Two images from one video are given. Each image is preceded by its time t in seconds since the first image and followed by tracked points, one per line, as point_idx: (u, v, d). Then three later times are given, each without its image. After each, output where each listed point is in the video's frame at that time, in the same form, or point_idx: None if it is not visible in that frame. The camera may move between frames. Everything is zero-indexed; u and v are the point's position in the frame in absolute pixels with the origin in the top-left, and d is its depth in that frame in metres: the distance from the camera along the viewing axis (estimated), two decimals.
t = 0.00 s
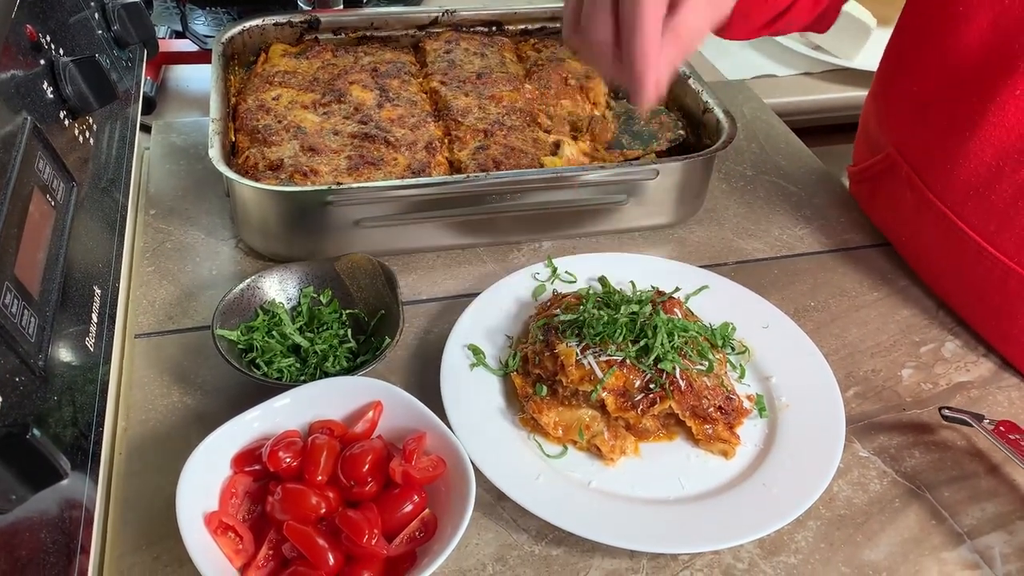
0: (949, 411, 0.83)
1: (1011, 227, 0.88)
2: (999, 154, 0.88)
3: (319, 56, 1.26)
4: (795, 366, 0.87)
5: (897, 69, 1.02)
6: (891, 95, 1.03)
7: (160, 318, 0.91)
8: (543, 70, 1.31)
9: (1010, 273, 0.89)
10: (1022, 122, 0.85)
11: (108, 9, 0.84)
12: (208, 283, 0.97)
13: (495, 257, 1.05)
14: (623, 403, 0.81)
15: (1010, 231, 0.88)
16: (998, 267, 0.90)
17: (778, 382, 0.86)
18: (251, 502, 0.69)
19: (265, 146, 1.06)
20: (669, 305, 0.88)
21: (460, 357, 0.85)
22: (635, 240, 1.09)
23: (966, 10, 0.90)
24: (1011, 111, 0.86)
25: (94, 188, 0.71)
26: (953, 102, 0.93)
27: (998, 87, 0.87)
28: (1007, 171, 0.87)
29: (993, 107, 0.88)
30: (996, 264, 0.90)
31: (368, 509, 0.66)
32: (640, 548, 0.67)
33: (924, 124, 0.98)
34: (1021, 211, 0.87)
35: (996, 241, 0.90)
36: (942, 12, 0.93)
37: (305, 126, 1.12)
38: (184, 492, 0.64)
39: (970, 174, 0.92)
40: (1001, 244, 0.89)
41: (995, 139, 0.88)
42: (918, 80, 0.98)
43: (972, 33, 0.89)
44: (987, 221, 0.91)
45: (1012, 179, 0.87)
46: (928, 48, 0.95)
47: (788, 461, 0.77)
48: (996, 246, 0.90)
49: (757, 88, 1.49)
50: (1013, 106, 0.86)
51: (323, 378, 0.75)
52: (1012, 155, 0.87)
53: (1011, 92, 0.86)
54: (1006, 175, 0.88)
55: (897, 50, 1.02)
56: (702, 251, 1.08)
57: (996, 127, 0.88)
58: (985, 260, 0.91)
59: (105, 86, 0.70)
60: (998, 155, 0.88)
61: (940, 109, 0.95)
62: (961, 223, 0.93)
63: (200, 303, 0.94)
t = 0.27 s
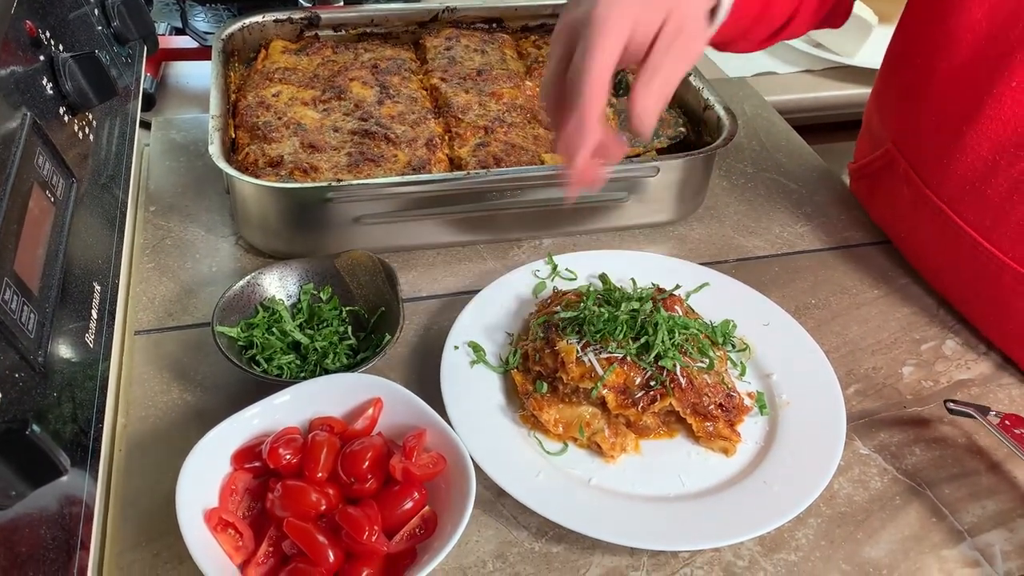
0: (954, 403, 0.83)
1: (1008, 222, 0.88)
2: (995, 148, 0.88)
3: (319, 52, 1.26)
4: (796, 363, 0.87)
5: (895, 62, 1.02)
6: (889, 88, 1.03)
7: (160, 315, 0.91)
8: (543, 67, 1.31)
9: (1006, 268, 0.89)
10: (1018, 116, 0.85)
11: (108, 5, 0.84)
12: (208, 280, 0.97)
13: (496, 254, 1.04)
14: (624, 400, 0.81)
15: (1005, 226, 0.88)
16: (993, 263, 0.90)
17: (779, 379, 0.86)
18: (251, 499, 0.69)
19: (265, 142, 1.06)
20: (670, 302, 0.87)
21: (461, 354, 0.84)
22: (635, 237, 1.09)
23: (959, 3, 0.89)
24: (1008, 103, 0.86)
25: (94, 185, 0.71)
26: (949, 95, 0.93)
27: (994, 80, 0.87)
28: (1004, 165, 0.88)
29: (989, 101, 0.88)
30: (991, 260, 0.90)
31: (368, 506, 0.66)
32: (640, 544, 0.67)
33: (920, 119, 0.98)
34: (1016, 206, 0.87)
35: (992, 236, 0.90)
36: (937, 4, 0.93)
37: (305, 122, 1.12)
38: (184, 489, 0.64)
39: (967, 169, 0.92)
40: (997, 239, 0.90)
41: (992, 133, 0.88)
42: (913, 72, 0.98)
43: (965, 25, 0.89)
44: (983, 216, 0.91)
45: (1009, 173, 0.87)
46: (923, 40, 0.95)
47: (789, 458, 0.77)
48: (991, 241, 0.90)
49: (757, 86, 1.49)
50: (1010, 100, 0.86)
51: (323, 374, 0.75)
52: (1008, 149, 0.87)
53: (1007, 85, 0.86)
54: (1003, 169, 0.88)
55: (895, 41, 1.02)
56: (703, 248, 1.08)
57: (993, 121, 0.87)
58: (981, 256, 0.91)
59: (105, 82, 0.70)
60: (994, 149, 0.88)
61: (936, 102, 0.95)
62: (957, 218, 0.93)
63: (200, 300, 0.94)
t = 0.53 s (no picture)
0: (965, 399, 0.84)
1: (1001, 220, 0.88)
2: (989, 145, 0.88)
3: (320, 52, 1.26)
4: (797, 363, 0.87)
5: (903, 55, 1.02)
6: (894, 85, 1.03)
7: (161, 314, 0.91)
8: (544, 66, 1.31)
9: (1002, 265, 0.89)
10: (1012, 113, 0.85)
11: (109, 4, 0.83)
12: (209, 279, 0.97)
13: (497, 253, 1.05)
14: (624, 400, 0.81)
15: (999, 225, 0.88)
16: (987, 261, 0.90)
17: (779, 379, 0.86)
18: (252, 498, 0.69)
19: (266, 141, 1.06)
20: (670, 302, 0.87)
21: (461, 353, 0.84)
22: (636, 236, 1.09)
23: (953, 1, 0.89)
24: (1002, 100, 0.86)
25: (94, 183, 0.71)
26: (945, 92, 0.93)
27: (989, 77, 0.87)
28: (997, 162, 0.87)
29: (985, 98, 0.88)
30: (985, 258, 0.90)
31: (369, 506, 0.66)
32: (640, 544, 0.68)
33: (918, 116, 0.98)
34: (1009, 204, 0.87)
35: (986, 234, 0.90)
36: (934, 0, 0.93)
37: (306, 121, 1.12)
38: (184, 488, 0.64)
39: (963, 166, 0.92)
40: (992, 237, 0.90)
41: (988, 129, 0.88)
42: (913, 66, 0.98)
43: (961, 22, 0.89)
44: (978, 214, 0.91)
45: (1002, 171, 0.87)
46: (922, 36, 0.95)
47: (789, 458, 0.77)
48: (986, 239, 0.90)
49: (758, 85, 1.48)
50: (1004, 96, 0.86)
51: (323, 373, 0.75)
52: (1000, 146, 0.87)
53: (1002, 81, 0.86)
54: (996, 166, 0.88)
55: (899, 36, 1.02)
56: (703, 248, 1.08)
57: (989, 117, 0.88)
58: (976, 254, 0.91)
59: (106, 81, 0.70)
60: (988, 147, 0.88)
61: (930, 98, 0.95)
62: (954, 217, 0.94)
63: (201, 299, 0.94)
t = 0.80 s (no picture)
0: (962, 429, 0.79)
1: (1006, 228, 0.88)
2: (998, 153, 0.88)
3: (320, 51, 1.26)
4: (797, 363, 0.87)
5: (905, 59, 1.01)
6: (895, 87, 1.03)
7: (162, 314, 0.91)
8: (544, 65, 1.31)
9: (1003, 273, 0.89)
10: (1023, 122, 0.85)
11: (109, 4, 0.83)
12: (209, 278, 0.97)
13: (497, 252, 1.04)
14: (625, 399, 0.81)
15: (1004, 232, 0.88)
16: (990, 268, 0.90)
17: (780, 378, 0.86)
18: (252, 498, 0.69)
19: (266, 141, 1.06)
20: (671, 301, 0.87)
21: (461, 353, 0.84)
22: (636, 236, 1.09)
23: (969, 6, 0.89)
24: (1012, 108, 0.85)
25: (95, 183, 0.71)
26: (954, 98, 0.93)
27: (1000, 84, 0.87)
28: (1004, 171, 0.87)
29: (994, 105, 0.87)
30: (987, 264, 0.90)
31: (369, 505, 0.66)
32: (639, 543, 0.68)
33: (923, 120, 0.97)
34: (1015, 213, 0.87)
35: (990, 241, 0.90)
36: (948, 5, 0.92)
37: (306, 121, 1.12)
38: (185, 487, 0.64)
39: (968, 171, 0.91)
40: (995, 245, 0.90)
41: (996, 137, 0.87)
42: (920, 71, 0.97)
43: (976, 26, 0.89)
44: (982, 221, 0.91)
45: (1009, 179, 0.87)
46: (932, 42, 0.95)
47: (790, 458, 0.77)
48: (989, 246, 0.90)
49: (759, 84, 1.48)
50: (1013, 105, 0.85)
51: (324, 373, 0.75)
52: (1009, 155, 0.86)
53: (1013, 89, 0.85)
54: (1003, 175, 0.87)
55: (904, 40, 1.01)
56: (704, 247, 1.08)
57: (999, 125, 0.87)
58: (979, 259, 0.91)
59: (107, 81, 0.70)
60: (996, 155, 0.88)
61: (939, 104, 0.95)
62: (958, 222, 0.93)
63: (201, 298, 0.94)
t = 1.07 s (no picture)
0: (964, 433, 0.78)
1: (992, 245, 0.88)
2: (985, 172, 0.88)
3: (320, 51, 1.26)
4: (798, 363, 0.87)
5: (901, 68, 1.01)
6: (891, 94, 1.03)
7: (162, 313, 0.91)
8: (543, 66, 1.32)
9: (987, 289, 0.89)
10: (1014, 140, 0.85)
11: (109, 3, 0.83)
12: (209, 278, 0.97)
13: (497, 252, 1.04)
14: (625, 399, 0.81)
15: (990, 249, 0.88)
16: (975, 282, 0.90)
17: (779, 378, 0.86)
18: (252, 497, 0.69)
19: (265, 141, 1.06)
20: (671, 301, 0.88)
21: (461, 352, 0.84)
22: (636, 235, 1.09)
23: (961, 24, 0.89)
24: (1002, 125, 0.86)
25: (95, 182, 0.71)
26: (947, 112, 0.93)
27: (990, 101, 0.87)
28: (992, 188, 0.87)
29: (986, 121, 0.87)
30: (973, 277, 0.91)
31: (369, 505, 0.66)
32: (638, 543, 0.67)
33: (916, 130, 0.98)
34: (1002, 231, 0.87)
35: (975, 257, 0.90)
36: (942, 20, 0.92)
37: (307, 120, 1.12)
38: (185, 486, 0.64)
39: (955, 187, 0.92)
40: (980, 261, 0.90)
41: (987, 153, 0.88)
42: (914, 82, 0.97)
43: (968, 42, 0.89)
44: (968, 237, 0.91)
45: (996, 197, 0.87)
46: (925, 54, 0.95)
47: (790, 458, 0.77)
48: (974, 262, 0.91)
49: (759, 84, 1.48)
50: (1004, 122, 0.85)
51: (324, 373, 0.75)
52: (998, 172, 0.87)
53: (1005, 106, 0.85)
54: (991, 192, 0.87)
55: (902, 49, 1.01)
56: (704, 246, 1.08)
57: (989, 142, 0.87)
58: (964, 273, 0.92)
59: (107, 81, 0.70)
60: (985, 173, 0.88)
61: (932, 118, 0.95)
62: (943, 234, 0.94)
63: (201, 298, 0.94)
